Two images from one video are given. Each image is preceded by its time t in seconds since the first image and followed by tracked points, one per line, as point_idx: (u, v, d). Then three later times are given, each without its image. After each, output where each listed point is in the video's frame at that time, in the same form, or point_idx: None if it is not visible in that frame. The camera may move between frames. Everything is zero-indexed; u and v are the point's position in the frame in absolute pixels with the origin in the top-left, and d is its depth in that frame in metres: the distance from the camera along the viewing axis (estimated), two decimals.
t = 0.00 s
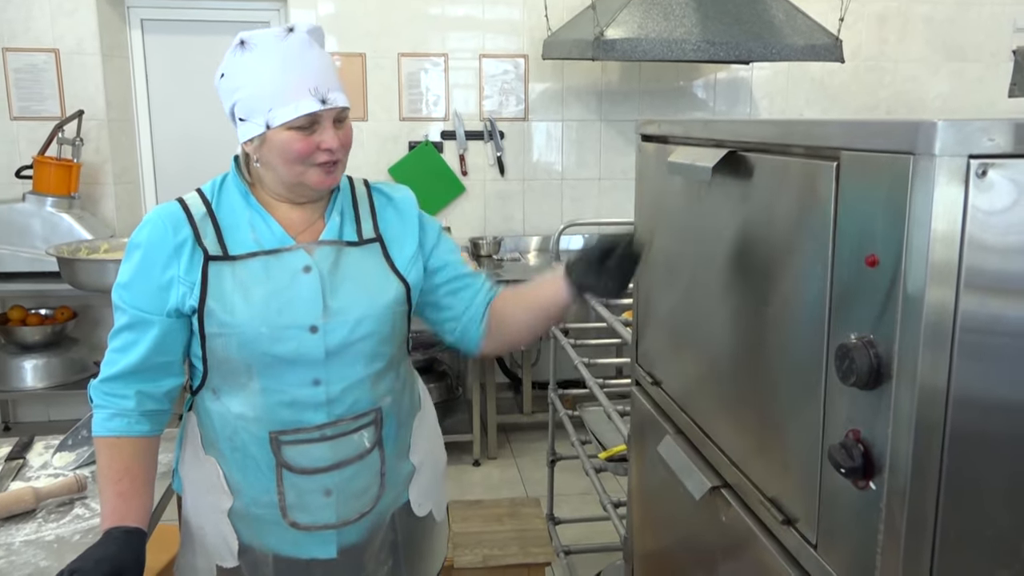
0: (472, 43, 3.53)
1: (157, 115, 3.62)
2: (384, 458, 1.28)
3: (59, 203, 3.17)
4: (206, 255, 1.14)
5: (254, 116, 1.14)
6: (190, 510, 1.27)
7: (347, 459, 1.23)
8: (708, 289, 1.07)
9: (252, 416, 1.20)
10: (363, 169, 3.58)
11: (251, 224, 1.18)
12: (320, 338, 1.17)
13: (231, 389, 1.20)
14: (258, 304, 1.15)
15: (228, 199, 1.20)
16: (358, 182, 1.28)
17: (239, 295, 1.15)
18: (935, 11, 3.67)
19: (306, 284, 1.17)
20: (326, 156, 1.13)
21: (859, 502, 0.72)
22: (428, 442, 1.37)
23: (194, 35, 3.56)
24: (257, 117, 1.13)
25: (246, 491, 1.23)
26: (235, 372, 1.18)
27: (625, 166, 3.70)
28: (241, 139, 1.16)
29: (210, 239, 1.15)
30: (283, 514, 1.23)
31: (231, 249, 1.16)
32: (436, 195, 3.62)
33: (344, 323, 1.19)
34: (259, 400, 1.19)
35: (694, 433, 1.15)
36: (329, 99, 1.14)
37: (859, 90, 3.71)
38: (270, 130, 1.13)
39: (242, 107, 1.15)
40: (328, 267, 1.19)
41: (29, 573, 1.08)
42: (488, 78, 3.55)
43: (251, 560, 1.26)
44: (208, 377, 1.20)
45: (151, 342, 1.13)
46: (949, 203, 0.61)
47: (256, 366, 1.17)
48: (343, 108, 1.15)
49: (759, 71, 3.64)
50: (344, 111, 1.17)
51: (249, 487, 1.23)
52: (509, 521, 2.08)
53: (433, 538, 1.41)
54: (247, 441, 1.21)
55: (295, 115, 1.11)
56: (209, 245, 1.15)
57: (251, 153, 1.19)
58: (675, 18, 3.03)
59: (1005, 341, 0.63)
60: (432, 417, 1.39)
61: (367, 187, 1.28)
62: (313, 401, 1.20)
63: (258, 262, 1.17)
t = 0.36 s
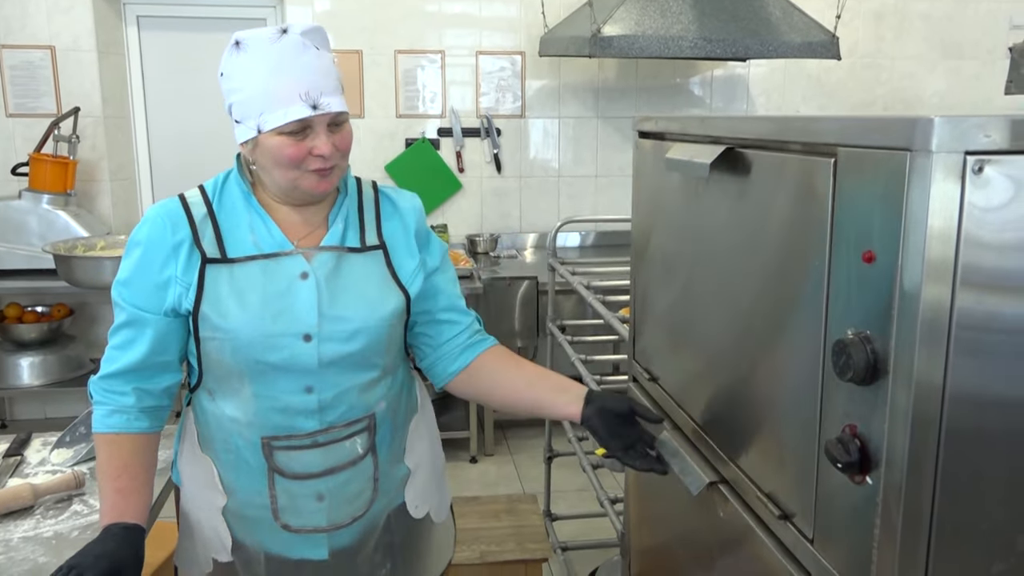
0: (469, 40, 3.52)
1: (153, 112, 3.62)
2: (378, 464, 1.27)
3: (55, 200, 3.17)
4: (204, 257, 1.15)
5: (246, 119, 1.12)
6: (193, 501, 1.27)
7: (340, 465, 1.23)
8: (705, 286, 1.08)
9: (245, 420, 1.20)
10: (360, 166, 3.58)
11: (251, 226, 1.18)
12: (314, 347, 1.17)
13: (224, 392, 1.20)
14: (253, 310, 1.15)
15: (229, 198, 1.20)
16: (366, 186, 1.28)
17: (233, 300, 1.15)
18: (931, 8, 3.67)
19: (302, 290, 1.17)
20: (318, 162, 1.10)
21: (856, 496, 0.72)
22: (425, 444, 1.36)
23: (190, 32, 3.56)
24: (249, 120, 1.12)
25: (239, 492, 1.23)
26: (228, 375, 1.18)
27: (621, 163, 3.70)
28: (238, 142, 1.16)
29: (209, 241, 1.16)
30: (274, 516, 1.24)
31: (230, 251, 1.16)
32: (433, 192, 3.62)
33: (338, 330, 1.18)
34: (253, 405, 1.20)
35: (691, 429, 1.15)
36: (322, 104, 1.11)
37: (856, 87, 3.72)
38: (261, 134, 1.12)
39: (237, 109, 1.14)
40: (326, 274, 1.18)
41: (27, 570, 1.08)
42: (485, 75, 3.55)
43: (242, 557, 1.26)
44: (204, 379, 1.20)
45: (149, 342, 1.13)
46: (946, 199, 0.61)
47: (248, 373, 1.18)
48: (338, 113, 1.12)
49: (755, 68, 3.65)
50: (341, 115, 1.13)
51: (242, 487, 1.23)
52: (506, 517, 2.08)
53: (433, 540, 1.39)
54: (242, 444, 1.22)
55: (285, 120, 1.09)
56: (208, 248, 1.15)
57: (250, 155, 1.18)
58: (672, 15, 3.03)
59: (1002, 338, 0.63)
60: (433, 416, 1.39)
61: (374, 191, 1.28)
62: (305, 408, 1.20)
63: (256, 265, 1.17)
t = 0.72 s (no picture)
0: (464, 34, 3.52)
1: (147, 106, 3.60)
2: (368, 457, 1.29)
3: (49, 194, 3.16)
4: (190, 254, 1.15)
5: (233, 120, 1.11)
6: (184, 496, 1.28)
7: (328, 459, 1.25)
8: (702, 280, 1.08)
9: (235, 416, 1.21)
10: (355, 160, 3.58)
11: (236, 222, 1.18)
12: (300, 343, 1.18)
13: (214, 387, 1.20)
14: (239, 308, 1.15)
15: (215, 193, 1.19)
16: (353, 177, 1.27)
17: (220, 297, 1.15)
18: (926, 3, 3.68)
19: (288, 286, 1.17)
20: (306, 164, 1.09)
21: (850, 486, 0.73)
22: (414, 438, 1.37)
23: (184, 25, 3.54)
24: (235, 122, 1.10)
25: (229, 486, 1.24)
26: (218, 371, 1.19)
27: (617, 158, 3.71)
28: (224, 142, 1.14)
29: (194, 238, 1.15)
30: (265, 510, 1.25)
31: (215, 247, 1.16)
32: (428, 186, 3.62)
33: (325, 327, 1.18)
34: (242, 400, 1.20)
35: (686, 422, 1.15)
36: (310, 107, 1.10)
37: (851, 82, 3.73)
38: (248, 136, 1.10)
39: (224, 110, 1.13)
40: (312, 269, 1.19)
41: (27, 562, 1.08)
42: (480, 69, 3.54)
43: (235, 549, 1.27)
44: (193, 376, 1.21)
45: (138, 339, 1.13)
46: (941, 193, 0.62)
47: (237, 370, 1.18)
48: (326, 116, 1.11)
49: (751, 63, 3.65)
50: (329, 117, 1.12)
51: (233, 481, 1.24)
52: (502, 510, 2.09)
53: (424, 530, 1.42)
54: (231, 440, 1.22)
55: (272, 124, 1.08)
56: (193, 245, 1.15)
57: (235, 156, 1.17)
58: (668, 9, 3.03)
59: (994, 331, 0.64)
60: (424, 408, 1.41)
61: (362, 183, 1.27)
62: (292, 404, 1.20)
63: (243, 262, 1.17)
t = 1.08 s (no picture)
0: (459, 28, 3.51)
1: (142, 99, 3.59)
2: (355, 450, 1.30)
3: (43, 188, 3.15)
4: (184, 251, 1.13)
5: (227, 119, 1.10)
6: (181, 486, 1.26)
7: (317, 454, 1.26)
8: (701, 273, 1.09)
9: (227, 409, 1.21)
10: (351, 155, 3.58)
11: (228, 221, 1.17)
12: (291, 343, 1.17)
13: (205, 383, 1.20)
14: (231, 306, 1.15)
15: (207, 189, 1.18)
16: (345, 173, 1.26)
17: (212, 294, 1.15)
18: None
19: (280, 286, 1.16)
20: (301, 163, 1.10)
21: (851, 477, 0.74)
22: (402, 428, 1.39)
23: (178, 19, 3.53)
24: (230, 121, 1.10)
25: (218, 477, 1.25)
26: (210, 366, 1.18)
27: (613, 152, 3.71)
28: (217, 140, 1.13)
29: (187, 235, 1.14)
30: (254, 501, 1.26)
31: (208, 245, 1.15)
32: (424, 180, 3.63)
33: (316, 327, 1.18)
34: (233, 397, 1.20)
35: (685, 413, 1.16)
36: (306, 107, 1.11)
37: (845, 77, 3.74)
38: (243, 135, 1.10)
39: (217, 109, 1.12)
40: (303, 270, 1.18)
41: (29, 555, 1.09)
42: (475, 63, 3.54)
43: (223, 538, 1.29)
44: (184, 371, 1.20)
45: (133, 334, 1.11)
46: (943, 187, 0.62)
47: (231, 367, 1.18)
48: (321, 115, 1.12)
49: (746, 57, 3.66)
50: (323, 117, 1.13)
51: (220, 473, 1.25)
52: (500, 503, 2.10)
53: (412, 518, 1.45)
54: (222, 434, 1.22)
55: (269, 124, 1.08)
56: (186, 242, 1.14)
57: (226, 154, 1.16)
58: (664, 4, 3.03)
59: (994, 325, 0.65)
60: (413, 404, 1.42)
61: (354, 183, 1.26)
62: (281, 401, 1.21)
63: (234, 261, 1.16)
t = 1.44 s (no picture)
0: (454, 23, 3.51)
1: (136, 94, 3.57)
2: (334, 457, 1.31)
3: (37, 182, 3.13)
4: (173, 260, 1.13)
5: (223, 125, 1.10)
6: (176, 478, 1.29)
7: (295, 462, 1.27)
8: (703, 270, 1.09)
9: (215, 412, 1.22)
10: (347, 150, 3.57)
11: (221, 231, 1.15)
12: (271, 361, 1.17)
13: (188, 387, 1.21)
14: (215, 319, 1.14)
15: (203, 193, 1.17)
16: (342, 185, 1.23)
17: (198, 306, 1.14)
18: None
19: (266, 303, 1.15)
20: (297, 169, 1.09)
21: (854, 470, 0.74)
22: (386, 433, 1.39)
23: (173, 14, 3.52)
24: (225, 127, 1.09)
25: (198, 473, 1.27)
26: (195, 373, 1.18)
27: (608, 148, 3.71)
28: (213, 147, 1.13)
29: (179, 243, 1.13)
30: (231, 499, 1.28)
31: (198, 254, 1.14)
32: (419, 176, 3.62)
33: (300, 348, 1.18)
34: (218, 402, 1.21)
35: (686, 408, 1.17)
36: (301, 112, 1.10)
37: (839, 74, 3.75)
38: (238, 141, 1.10)
39: (213, 115, 1.12)
40: (292, 288, 1.16)
41: (30, 549, 1.08)
42: (471, 59, 3.54)
43: (205, 527, 1.33)
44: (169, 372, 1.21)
45: (127, 338, 1.10)
46: (946, 183, 0.63)
47: (207, 375, 1.18)
48: (317, 121, 1.11)
49: (740, 54, 3.67)
50: (320, 122, 1.12)
51: (201, 470, 1.27)
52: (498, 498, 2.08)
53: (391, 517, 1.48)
54: (204, 435, 1.24)
55: (264, 129, 1.08)
56: (178, 250, 1.13)
57: (223, 161, 1.15)
58: None
59: (997, 321, 0.65)
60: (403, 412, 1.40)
61: (351, 197, 1.23)
62: (260, 412, 1.22)
63: (223, 274, 1.15)
